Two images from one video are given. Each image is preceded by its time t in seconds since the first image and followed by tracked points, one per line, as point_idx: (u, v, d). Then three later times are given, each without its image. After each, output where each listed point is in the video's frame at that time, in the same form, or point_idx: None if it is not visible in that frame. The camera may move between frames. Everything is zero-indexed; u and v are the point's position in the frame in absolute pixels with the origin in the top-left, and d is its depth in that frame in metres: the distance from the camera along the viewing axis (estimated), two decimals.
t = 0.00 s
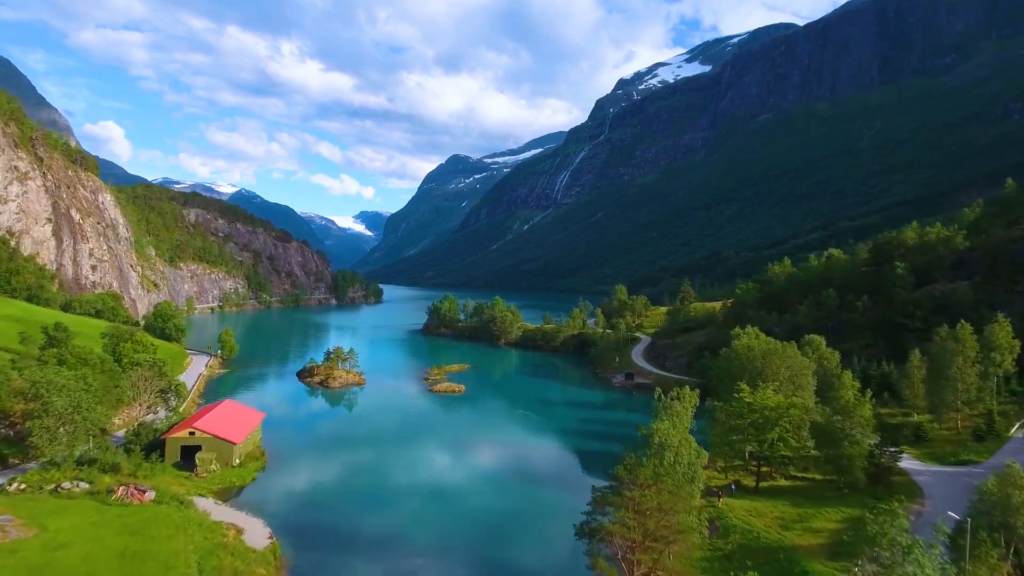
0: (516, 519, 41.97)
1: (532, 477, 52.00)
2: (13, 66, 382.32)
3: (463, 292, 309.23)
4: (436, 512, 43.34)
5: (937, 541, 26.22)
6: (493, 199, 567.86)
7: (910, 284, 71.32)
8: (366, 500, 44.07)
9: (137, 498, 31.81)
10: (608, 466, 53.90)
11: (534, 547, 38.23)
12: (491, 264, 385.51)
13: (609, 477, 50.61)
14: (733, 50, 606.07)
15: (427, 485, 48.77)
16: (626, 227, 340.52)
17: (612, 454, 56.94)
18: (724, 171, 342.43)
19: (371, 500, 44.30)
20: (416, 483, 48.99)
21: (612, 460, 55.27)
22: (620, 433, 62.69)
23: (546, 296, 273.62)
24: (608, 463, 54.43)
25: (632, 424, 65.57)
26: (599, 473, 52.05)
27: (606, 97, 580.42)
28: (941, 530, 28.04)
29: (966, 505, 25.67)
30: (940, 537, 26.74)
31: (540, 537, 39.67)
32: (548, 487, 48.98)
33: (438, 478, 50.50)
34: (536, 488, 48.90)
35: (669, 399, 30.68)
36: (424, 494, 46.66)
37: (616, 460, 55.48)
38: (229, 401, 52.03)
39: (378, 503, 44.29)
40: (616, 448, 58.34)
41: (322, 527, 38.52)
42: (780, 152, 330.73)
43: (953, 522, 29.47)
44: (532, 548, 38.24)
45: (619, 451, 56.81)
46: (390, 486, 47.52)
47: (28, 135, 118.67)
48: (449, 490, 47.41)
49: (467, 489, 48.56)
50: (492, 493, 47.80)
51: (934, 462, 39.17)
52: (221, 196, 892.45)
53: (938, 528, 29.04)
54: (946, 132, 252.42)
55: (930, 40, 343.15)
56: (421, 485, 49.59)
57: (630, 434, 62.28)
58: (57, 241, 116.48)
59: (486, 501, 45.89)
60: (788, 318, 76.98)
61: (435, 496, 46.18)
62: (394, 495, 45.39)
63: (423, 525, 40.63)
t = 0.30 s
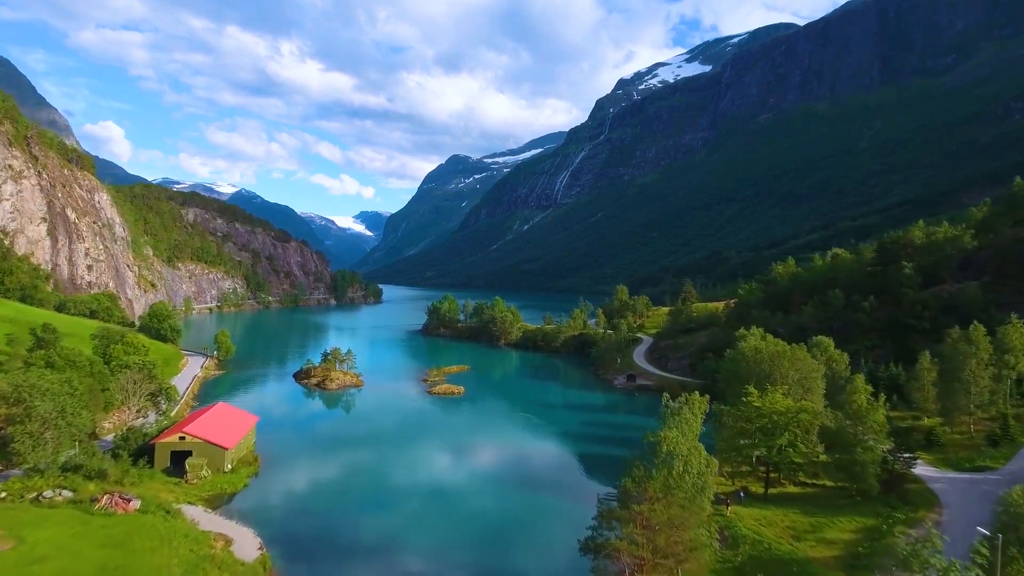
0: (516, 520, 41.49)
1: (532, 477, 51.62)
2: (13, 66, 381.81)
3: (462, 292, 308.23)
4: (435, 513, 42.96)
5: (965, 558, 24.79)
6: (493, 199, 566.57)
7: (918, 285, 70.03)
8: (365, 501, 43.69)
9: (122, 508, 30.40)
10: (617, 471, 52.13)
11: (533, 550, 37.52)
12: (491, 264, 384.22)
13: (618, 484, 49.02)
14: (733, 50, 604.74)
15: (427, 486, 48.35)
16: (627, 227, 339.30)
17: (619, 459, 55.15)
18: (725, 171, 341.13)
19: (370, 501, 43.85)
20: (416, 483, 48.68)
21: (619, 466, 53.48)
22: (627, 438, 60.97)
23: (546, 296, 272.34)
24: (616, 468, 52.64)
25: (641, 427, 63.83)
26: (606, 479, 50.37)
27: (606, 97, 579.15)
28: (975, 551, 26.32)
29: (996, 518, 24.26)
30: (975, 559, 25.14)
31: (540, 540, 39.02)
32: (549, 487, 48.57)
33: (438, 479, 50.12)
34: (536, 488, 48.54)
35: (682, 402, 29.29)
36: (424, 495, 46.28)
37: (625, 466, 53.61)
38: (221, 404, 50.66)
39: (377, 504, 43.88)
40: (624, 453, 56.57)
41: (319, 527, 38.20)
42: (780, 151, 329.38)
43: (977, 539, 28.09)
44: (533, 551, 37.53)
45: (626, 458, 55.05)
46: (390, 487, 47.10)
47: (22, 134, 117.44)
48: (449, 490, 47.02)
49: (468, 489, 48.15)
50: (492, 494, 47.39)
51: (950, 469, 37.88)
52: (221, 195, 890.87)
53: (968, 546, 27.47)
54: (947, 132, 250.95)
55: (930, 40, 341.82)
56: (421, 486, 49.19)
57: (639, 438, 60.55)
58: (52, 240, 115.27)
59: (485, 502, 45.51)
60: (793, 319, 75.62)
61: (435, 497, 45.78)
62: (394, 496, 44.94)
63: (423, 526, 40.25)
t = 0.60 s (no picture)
0: (516, 523, 41.32)
1: (532, 477, 51.65)
2: (13, 66, 380.22)
3: (462, 292, 307.25)
4: (434, 514, 42.88)
5: None
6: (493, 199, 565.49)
7: (926, 285, 68.84)
8: (365, 503, 43.60)
9: (105, 517, 29.10)
10: (621, 477, 50.61)
11: (533, 556, 37.02)
12: (491, 265, 383.08)
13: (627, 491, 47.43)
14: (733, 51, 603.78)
15: (428, 486, 48.32)
16: (627, 227, 338.29)
17: (624, 464, 53.59)
18: (725, 171, 339.91)
19: (371, 502, 43.83)
20: (416, 483, 48.76)
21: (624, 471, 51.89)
22: (633, 442, 59.27)
23: (545, 296, 271.20)
24: (622, 475, 51.10)
25: (647, 432, 62.14)
26: (612, 487, 48.77)
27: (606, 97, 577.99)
28: (1006, 565, 24.93)
29: None
30: (1003, 574, 23.90)
31: (541, 544, 38.68)
32: (548, 488, 48.49)
33: (438, 479, 50.10)
34: (536, 488, 48.51)
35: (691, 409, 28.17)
36: (425, 496, 46.27)
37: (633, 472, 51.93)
38: (213, 407, 49.40)
39: (377, 505, 43.83)
40: (630, 458, 54.94)
41: (318, 529, 38.09)
42: (781, 151, 328.09)
43: (1001, 553, 26.75)
44: (533, 556, 37.00)
45: (632, 464, 53.37)
46: (390, 487, 47.15)
47: (17, 132, 116.09)
48: (449, 491, 46.97)
49: (468, 489, 48.08)
50: (492, 494, 47.37)
51: (965, 475, 36.52)
52: (221, 195, 889.51)
53: (991, 559, 26.18)
54: (948, 131, 249.64)
55: (931, 40, 340.57)
56: (421, 486, 49.19)
57: (645, 442, 58.87)
58: (47, 240, 114.07)
59: (486, 504, 45.40)
60: (798, 319, 74.40)
61: (435, 498, 45.69)
62: (394, 498, 44.87)
63: (423, 528, 40.22)
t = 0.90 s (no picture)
0: (516, 525, 40.93)
1: (532, 477, 51.19)
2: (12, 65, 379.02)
3: (462, 292, 306.18)
4: (434, 515, 42.57)
5: None
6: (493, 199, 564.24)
7: (934, 285, 67.55)
8: (363, 505, 43.22)
9: (87, 528, 27.73)
10: (625, 484, 48.72)
11: (532, 558, 36.45)
12: (491, 265, 381.75)
13: (633, 499, 45.54)
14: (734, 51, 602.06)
15: (427, 487, 47.91)
16: (627, 227, 337.14)
17: (628, 469, 52.06)
18: (726, 171, 338.64)
19: (369, 502, 43.60)
20: (415, 484, 48.37)
21: (630, 479, 49.94)
22: (638, 447, 57.22)
23: (545, 296, 269.92)
24: (626, 482, 49.24)
25: (654, 436, 60.12)
26: (617, 494, 46.85)
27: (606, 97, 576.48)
28: None
29: None
30: None
31: (542, 545, 38.19)
32: (549, 488, 48.03)
33: (438, 479, 49.76)
34: (536, 489, 48.09)
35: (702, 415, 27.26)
36: (424, 496, 45.94)
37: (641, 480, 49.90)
38: (206, 411, 48.17)
39: (375, 506, 43.55)
40: (635, 465, 52.93)
41: (316, 530, 37.84)
42: (782, 151, 326.67)
43: None
44: (532, 558, 36.44)
45: (637, 471, 51.38)
46: (389, 488, 46.82)
47: (11, 130, 114.66)
48: (448, 491, 46.63)
49: (468, 489, 47.69)
50: (492, 494, 46.96)
51: (984, 483, 35.15)
52: (221, 195, 888.26)
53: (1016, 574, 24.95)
54: (949, 131, 248.09)
55: (932, 40, 338.70)
56: (421, 486, 48.84)
57: (651, 448, 56.85)
58: (42, 239, 112.81)
59: (486, 504, 45.03)
60: (803, 319, 73.20)
61: (434, 499, 45.34)
62: (392, 498, 44.53)
63: (422, 529, 39.87)
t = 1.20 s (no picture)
0: (516, 526, 40.63)
1: (532, 477, 51.03)
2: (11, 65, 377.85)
3: (462, 292, 305.11)
4: (434, 514, 42.46)
5: None
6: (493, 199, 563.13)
7: (942, 285, 66.24)
8: (363, 505, 43.00)
9: (68, 539, 26.46)
10: (630, 491, 47.22)
11: (532, 560, 36.11)
12: (491, 265, 380.58)
13: (639, 508, 43.78)
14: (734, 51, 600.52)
15: (427, 487, 47.71)
16: (628, 227, 336.00)
17: (632, 474, 50.67)
18: (727, 171, 337.34)
19: (369, 503, 43.41)
20: (415, 484, 48.20)
21: (634, 483, 48.48)
22: (642, 451, 55.71)
23: (546, 296, 268.90)
24: (631, 488, 47.70)
25: (659, 440, 58.51)
26: (621, 502, 45.30)
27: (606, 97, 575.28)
28: None
29: None
30: None
31: (542, 547, 37.83)
32: (549, 488, 47.79)
33: (438, 479, 49.59)
34: (536, 489, 47.89)
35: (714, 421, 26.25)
36: (424, 496, 45.79)
37: (647, 486, 48.34)
38: (198, 414, 46.98)
39: (375, 505, 43.40)
40: (640, 471, 51.38)
41: (315, 530, 37.76)
42: (783, 151, 325.27)
43: None
44: (532, 561, 36.05)
45: (642, 477, 49.70)
46: (389, 488, 46.67)
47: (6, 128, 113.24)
48: (448, 492, 46.47)
49: (468, 489, 47.53)
50: (491, 495, 46.76)
51: (1001, 491, 33.94)
52: (221, 195, 887.14)
53: None
54: (950, 131, 246.72)
55: (932, 39, 336.81)
56: (420, 486, 48.66)
57: (656, 452, 55.28)
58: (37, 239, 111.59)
59: (486, 504, 44.82)
60: (808, 320, 71.96)
61: (434, 499, 45.13)
62: (392, 499, 44.37)
63: (421, 529, 39.69)
